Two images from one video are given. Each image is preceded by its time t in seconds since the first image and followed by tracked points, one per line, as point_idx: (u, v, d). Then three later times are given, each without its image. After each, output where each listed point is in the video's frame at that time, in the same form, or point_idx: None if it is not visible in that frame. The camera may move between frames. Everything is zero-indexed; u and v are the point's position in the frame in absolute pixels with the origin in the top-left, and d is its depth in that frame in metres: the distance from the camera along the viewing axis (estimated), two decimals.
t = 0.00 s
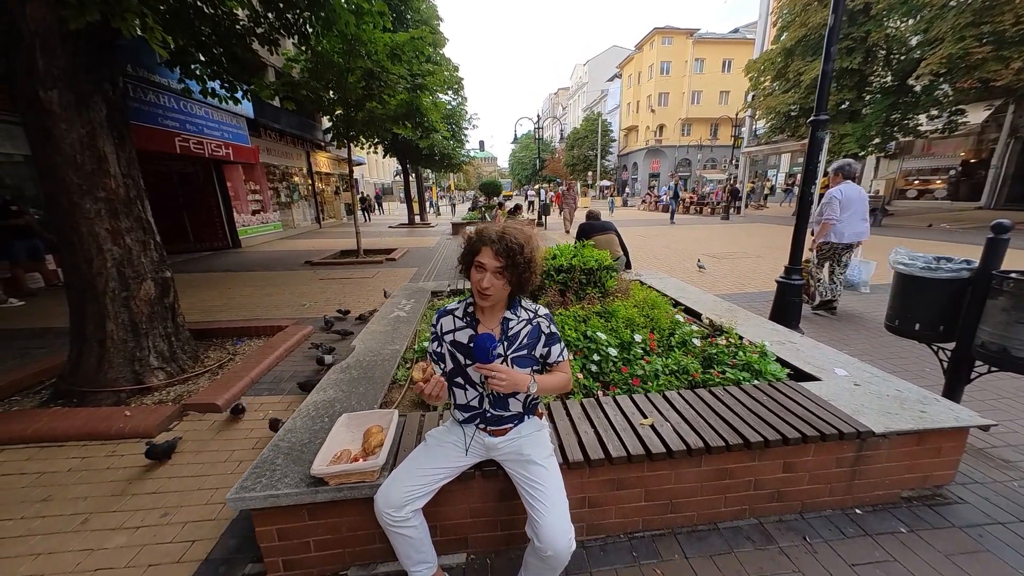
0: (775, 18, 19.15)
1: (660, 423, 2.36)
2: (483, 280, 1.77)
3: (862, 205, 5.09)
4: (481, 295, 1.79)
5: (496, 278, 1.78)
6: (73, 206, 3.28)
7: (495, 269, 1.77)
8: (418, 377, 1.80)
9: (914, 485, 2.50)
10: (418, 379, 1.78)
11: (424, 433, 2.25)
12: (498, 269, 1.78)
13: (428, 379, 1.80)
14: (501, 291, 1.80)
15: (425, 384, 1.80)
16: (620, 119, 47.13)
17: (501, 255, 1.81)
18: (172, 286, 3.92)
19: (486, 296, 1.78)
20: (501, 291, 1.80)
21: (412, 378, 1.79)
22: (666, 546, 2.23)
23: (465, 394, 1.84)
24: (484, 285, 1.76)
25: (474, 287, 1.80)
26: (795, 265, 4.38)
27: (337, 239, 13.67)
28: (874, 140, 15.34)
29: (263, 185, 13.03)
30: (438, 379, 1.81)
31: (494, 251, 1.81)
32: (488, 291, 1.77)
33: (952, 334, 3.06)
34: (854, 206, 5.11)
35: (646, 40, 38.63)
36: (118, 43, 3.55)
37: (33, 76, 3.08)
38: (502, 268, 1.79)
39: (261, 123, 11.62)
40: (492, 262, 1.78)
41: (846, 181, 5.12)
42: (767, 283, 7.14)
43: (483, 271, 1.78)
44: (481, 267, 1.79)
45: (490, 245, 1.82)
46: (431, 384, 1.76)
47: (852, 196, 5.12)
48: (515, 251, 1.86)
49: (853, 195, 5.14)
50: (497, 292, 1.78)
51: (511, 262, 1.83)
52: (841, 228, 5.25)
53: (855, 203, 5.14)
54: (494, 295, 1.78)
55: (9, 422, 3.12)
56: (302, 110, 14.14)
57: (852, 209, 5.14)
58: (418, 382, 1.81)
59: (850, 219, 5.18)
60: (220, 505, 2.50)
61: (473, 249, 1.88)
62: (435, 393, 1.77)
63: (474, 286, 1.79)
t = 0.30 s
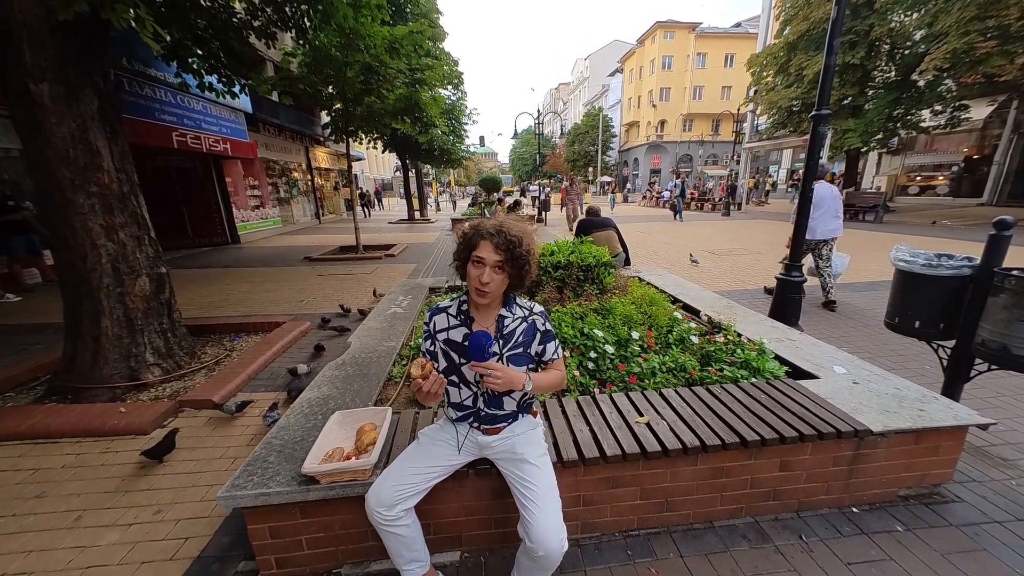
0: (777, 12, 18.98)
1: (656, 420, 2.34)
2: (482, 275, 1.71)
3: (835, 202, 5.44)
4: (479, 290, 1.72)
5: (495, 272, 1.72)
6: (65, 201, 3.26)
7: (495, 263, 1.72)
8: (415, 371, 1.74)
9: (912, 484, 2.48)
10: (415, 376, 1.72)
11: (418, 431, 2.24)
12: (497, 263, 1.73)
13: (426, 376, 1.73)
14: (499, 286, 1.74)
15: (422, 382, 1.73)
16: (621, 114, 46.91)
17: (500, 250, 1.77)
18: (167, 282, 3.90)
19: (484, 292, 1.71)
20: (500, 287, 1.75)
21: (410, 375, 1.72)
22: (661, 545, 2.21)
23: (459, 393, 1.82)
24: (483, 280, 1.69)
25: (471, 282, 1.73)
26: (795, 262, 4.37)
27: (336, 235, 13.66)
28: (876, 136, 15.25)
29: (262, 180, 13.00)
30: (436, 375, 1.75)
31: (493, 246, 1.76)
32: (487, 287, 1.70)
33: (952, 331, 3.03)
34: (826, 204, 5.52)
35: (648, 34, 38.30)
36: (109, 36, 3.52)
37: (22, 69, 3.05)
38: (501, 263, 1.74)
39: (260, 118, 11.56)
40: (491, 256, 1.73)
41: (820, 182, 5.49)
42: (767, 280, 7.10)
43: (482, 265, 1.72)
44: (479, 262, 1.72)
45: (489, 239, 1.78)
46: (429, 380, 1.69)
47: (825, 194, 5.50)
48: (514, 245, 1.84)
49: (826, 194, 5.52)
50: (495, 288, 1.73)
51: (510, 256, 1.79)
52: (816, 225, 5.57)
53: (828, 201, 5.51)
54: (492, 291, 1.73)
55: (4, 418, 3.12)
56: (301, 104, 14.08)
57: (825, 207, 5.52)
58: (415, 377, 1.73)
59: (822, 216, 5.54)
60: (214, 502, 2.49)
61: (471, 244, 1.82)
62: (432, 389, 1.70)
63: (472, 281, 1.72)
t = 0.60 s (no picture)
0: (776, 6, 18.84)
1: (654, 425, 2.29)
2: (478, 277, 1.64)
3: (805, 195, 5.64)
4: (475, 293, 1.65)
5: (491, 275, 1.66)
6: (48, 197, 3.18)
7: (490, 266, 1.66)
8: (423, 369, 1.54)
9: (913, 487, 2.44)
10: (423, 372, 1.53)
11: (410, 436, 2.18)
12: (493, 265, 1.67)
13: (433, 373, 1.56)
14: (496, 289, 1.69)
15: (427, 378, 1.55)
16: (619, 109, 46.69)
17: (495, 252, 1.70)
18: (156, 280, 3.83)
19: (480, 295, 1.65)
20: (496, 290, 1.69)
21: (416, 370, 1.53)
22: (659, 551, 2.17)
23: (453, 400, 1.76)
24: (479, 283, 1.63)
25: (467, 285, 1.67)
26: (795, 260, 4.32)
27: (332, 231, 13.56)
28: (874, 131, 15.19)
29: (257, 176, 12.87)
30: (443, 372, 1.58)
31: (488, 247, 1.69)
32: (483, 289, 1.65)
33: (953, 332, 2.99)
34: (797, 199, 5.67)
35: (647, 28, 38.04)
36: (93, 27, 3.43)
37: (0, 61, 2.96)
38: (498, 265, 1.68)
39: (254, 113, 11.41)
40: (486, 258, 1.67)
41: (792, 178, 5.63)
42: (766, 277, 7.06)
43: (477, 267, 1.66)
44: (474, 265, 1.66)
45: (484, 240, 1.71)
46: (439, 380, 1.54)
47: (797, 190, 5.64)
48: (509, 245, 1.77)
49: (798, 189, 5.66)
50: (491, 291, 1.67)
51: (506, 257, 1.73)
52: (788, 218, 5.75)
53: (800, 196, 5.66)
54: (488, 294, 1.66)
55: None
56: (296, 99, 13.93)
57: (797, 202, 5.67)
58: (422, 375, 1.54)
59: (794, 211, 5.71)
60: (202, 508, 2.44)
61: (463, 246, 1.75)
62: (439, 390, 1.56)
63: (468, 284, 1.66)
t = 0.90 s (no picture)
0: None
1: (659, 430, 2.21)
2: (475, 276, 1.57)
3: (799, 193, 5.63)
4: (473, 293, 1.58)
5: (490, 275, 1.58)
6: (43, 193, 3.14)
7: (488, 265, 1.58)
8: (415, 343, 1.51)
9: (928, 497, 2.35)
10: (415, 346, 1.49)
11: (405, 439, 2.12)
12: (491, 264, 1.59)
13: (424, 352, 1.50)
14: (494, 288, 1.61)
15: (418, 355, 1.50)
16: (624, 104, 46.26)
17: (492, 250, 1.62)
18: (154, 277, 3.79)
19: (477, 295, 1.57)
20: (494, 289, 1.61)
21: (409, 345, 1.49)
22: (662, 560, 2.10)
23: (449, 407, 1.70)
24: (477, 282, 1.56)
25: (463, 285, 1.59)
26: (805, 258, 4.20)
27: (335, 227, 13.53)
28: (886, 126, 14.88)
29: (259, 171, 12.84)
30: (435, 355, 1.52)
31: (486, 245, 1.62)
32: (482, 288, 1.57)
33: (971, 334, 2.88)
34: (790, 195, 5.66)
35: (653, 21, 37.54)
36: (85, 20, 3.37)
37: None
38: (496, 264, 1.61)
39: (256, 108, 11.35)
40: (483, 257, 1.59)
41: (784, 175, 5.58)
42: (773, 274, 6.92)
43: (475, 267, 1.58)
44: (471, 265, 1.59)
45: (480, 238, 1.63)
46: (428, 359, 1.47)
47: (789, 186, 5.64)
48: (507, 242, 1.68)
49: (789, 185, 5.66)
50: (490, 291, 1.59)
51: (504, 254, 1.66)
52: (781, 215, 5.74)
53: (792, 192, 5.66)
54: (487, 294, 1.59)
55: None
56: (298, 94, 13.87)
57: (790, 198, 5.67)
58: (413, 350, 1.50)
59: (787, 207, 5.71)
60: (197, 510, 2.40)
61: (459, 244, 1.67)
62: (428, 372, 1.48)
63: (464, 282, 1.58)
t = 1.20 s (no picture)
0: None
1: (672, 433, 2.14)
2: (480, 274, 1.54)
3: (812, 188, 5.64)
4: (478, 291, 1.55)
5: (494, 271, 1.55)
6: (78, 189, 3.28)
7: (492, 261, 1.55)
8: (415, 368, 1.51)
9: (967, 514, 2.20)
10: (415, 371, 1.50)
11: (413, 435, 2.12)
12: (496, 261, 1.56)
13: (423, 375, 1.52)
14: (500, 284, 1.58)
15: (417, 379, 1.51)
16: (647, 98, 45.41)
17: (495, 245, 1.59)
18: (181, 270, 3.91)
19: (483, 292, 1.54)
20: (499, 286, 1.58)
21: (409, 370, 1.50)
22: (674, 568, 2.04)
23: (456, 406, 1.67)
24: (482, 279, 1.52)
25: (468, 283, 1.56)
26: (834, 257, 4.02)
27: (356, 223, 13.76)
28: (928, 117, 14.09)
29: (284, 168, 13.16)
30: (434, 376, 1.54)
31: (489, 241, 1.58)
32: (487, 286, 1.54)
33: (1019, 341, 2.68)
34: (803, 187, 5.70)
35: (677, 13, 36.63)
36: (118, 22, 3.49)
37: (32, 56, 3.04)
38: (500, 260, 1.58)
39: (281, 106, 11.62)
40: (486, 253, 1.56)
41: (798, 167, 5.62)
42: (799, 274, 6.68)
43: (479, 264, 1.55)
44: (475, 261, 1.56)
45: (483, 234, 1.59)
46: (429, 384, 1.49)
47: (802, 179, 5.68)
48: (511, 238, 1.65)
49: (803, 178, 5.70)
50: (496, 288, 1.56)
51: (507, 250, 1.62)
52: (791, 208, 5.83)
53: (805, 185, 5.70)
54: (492, 292, 1.56)
55: (27, 401, 3.19)
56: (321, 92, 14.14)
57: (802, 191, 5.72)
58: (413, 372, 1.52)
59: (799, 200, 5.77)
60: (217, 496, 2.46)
61: (462, 241, 1.64)
62: (429, 395, 1.51)
63: (469, 281, 1.55)
